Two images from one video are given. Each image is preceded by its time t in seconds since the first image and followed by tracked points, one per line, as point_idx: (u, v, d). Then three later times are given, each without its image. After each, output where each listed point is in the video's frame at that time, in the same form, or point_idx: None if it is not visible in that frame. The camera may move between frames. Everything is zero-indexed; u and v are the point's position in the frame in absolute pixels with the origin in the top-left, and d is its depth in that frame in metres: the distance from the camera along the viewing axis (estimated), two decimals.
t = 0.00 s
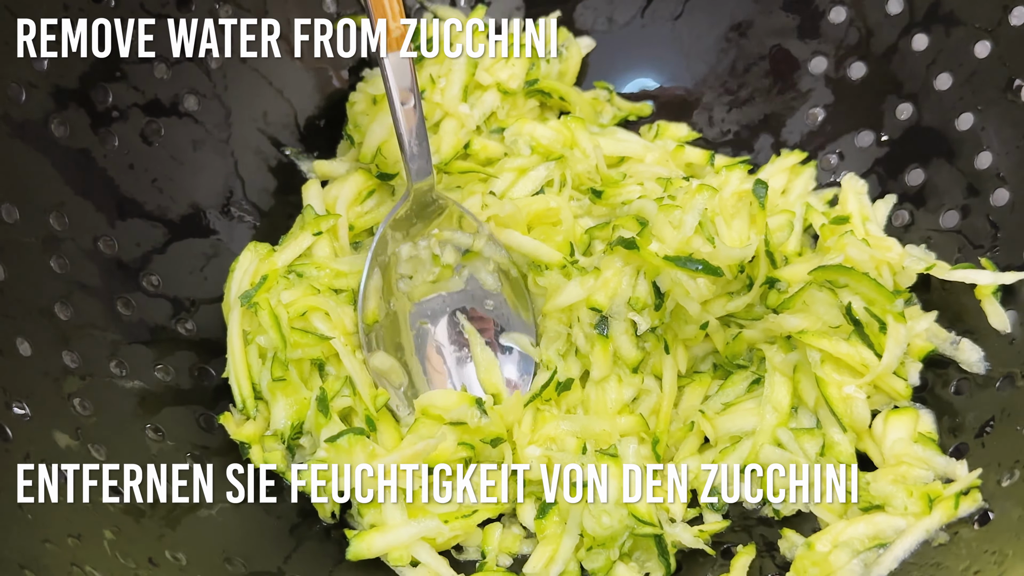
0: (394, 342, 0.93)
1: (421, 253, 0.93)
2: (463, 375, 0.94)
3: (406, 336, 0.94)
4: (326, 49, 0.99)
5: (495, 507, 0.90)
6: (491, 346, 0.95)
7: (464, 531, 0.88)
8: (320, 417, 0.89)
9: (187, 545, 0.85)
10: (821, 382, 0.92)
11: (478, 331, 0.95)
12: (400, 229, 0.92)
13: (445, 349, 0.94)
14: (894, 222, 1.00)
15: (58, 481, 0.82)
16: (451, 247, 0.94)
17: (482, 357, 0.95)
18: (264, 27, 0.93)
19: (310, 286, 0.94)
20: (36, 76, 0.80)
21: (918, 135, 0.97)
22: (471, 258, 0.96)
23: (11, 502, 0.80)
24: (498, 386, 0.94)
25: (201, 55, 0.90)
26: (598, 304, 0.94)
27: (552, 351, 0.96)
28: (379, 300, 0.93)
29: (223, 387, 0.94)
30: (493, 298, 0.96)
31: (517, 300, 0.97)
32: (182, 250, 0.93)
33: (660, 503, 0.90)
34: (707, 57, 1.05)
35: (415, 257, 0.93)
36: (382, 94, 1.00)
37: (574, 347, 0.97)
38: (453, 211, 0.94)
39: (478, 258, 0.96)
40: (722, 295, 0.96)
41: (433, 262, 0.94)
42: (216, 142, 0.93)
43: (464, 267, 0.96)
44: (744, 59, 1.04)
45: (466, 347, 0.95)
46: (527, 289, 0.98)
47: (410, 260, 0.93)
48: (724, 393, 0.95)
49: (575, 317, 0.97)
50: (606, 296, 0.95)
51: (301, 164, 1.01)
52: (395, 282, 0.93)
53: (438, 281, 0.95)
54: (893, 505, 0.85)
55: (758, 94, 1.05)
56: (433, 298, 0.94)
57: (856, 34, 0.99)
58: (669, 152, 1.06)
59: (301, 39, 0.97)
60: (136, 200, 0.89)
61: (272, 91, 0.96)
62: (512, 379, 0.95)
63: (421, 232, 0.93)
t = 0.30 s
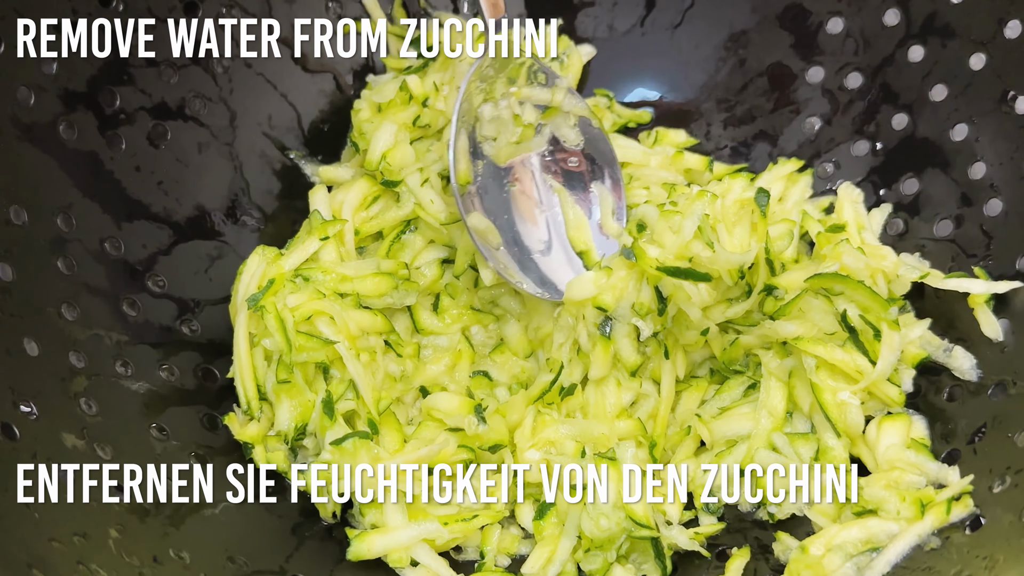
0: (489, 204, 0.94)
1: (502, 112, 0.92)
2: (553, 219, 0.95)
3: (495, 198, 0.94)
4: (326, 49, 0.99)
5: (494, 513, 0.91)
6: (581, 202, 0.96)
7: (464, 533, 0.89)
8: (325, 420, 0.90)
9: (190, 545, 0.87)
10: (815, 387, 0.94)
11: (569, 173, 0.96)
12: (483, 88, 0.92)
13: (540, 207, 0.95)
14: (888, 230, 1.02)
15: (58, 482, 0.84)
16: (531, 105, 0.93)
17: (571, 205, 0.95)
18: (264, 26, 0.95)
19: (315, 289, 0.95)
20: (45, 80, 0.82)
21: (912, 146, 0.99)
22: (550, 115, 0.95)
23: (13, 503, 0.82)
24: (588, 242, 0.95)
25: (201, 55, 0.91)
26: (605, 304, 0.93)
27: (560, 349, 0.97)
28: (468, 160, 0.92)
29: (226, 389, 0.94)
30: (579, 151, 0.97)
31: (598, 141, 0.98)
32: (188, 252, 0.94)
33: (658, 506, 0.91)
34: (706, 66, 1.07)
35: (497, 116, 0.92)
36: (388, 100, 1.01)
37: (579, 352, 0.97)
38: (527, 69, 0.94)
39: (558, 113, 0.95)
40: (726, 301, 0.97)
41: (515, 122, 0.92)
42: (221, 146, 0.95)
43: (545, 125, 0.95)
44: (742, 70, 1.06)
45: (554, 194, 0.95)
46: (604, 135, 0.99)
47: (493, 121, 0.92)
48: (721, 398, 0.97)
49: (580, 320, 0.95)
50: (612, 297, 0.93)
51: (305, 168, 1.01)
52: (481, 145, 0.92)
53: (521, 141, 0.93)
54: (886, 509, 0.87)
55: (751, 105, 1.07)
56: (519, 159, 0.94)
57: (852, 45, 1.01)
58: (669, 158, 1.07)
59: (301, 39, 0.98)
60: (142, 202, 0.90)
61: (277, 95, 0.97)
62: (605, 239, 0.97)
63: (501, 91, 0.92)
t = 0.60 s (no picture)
0: (524, 256, 1.00)
1: (531, 168, 0.98)
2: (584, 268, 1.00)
3: (527, 251, 0.99)
4: (326, 49, 1.02)
5: (492, 514, 0.92)
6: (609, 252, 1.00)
7: (463, 533, 0.90)
8: (326, 421, 0.92)
9: (191, 542, 0.88)
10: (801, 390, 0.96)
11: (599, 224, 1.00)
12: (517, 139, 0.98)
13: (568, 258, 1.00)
14: (885, 237, 1.03)
15: (58, 481, 0.85)
16: (559, 160, 0.99)
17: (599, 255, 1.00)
18: (265, 27, 0.97)
19: (315, 291, 0.96)
20: (53, 83, 0.84)
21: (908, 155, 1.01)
22: (577, 169, 0.99)
23: (12, 503, 0.83)
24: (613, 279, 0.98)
25: (201, 55, 0.93)
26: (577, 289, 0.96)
27: (561, 339, 0.98)
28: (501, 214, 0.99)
29: (228, 389, 0.95)
30: (605, 206, 1.01)
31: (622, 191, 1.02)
32: (192, 253, 0.95)
33: (653, 509, 0.92)
34: (704, 73, 1.10)
35: (528, 172, 0.98)
36: (386, 103, 1.03)
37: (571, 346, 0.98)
38: (558, 130, 0.99)
39: (583, 167, 1.00)
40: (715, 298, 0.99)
41: (544, 176, 0.98)
42: (226, 149, 0.96)
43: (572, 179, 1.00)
44: (739, 78, 1.08)
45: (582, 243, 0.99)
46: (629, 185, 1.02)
47: (524, 175, 0.98)
48: (719, 405, 0.98)
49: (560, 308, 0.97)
50: (583, 282, 0.97)
51: (307, 170, 1.03)
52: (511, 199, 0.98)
53: (550, 194, 0.98)
54: (879, 512, 0.87)
55: (748, 114, 1.09)
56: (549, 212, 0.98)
57: (848, 54, 1.03)
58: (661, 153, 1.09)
59: (301, 39, 1.00)
60: (147, 203, 0.91)
61: (281, 99, 0.99)
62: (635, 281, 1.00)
63: (531, 148, 0.99)
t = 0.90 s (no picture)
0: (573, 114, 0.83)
1: (577, 22, 0.84)
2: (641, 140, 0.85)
3: (582, 115, 0.83)
4: (326, 49, 1.01)
5: (528, 515, 0.93)
6: (670, 111, 0.87)
7: (501, 535, 0.91)
8: (365, 426, 0.93)
9: (238, 547, 0.88)
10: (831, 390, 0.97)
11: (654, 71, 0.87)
12: None
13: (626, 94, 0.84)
14: (910, 237, 1.05)
15: (58, 481, 0.83)
16: (606, 13, 0.85)
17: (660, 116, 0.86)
18: (264, 27, 0.96)
19: (351, 297, 0.97)
20: (88, 94, 0.84)
21: (930, 154, 1.02)
22: (626, 23, 0.86)
23: (12, 505, 0.81)
24: (679, 151, 0.87)
25: (201, 55, 0.91)
26: (625, 296, 0.99)
27: (591, 344, 1.01)
28: (550, 79, 0.83)
29: (263, 394, 0.97)
30: (655, 59, 0.88)
31: (672, 34, 0.90)
32: (224, 262, 0.96)
33: (687, 508, 0.93)
34: (725, 78, 1.10)
35: (573, 28, 0.84)
36: (416, 112, 1.04)
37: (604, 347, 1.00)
38: None
39: (632, 21, 0.87)
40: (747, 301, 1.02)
41: (590, 33, 0.84)
42: (257, 158, 0.97)
43: (620, 37, 0.86)
44: (762, 79, 1.09)
45: (639, 104, 0.85)
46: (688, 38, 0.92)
47: (569, 33, 0.84)
48: (749, 404, 0.99)
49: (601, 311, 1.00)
50: (632, 291, 0.99)
51: (336, 178, 1.05)
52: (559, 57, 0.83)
53: (598, 55, 0.83)
54: (915, 509, 0.88)
55: (770, 117, 1.10)
56: (603, 69, 0.83)
57: (870, 57, 1.04)
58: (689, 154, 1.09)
59: (301, 39, 0.99)
60: (182, 214, 0.92)
61: (309, 108, 1.01)
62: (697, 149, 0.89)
63: None
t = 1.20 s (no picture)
0: (592, 156, 1.11)
1: (605, 74, 1.09)
2: (648, 174, 1.14)
3: (596, 149, 1.11)
4: (326, 49, 1.02)
5: (527, 514, 0.93)
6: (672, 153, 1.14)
7: (498, 533, 0.92)
8: (365, 424, 0.94)
9: (238, 542, 0.89)
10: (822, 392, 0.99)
11: (667, 135, 1.14)
12: (590, 54, 1.07)
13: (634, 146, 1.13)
14: (905, 241, 1.07)
15: (58, 481, 0.82)
16: (631, 67, 1.09)
17: (665, 158, 1.14)
18: (264, 26, 0.96)
19: (351, 297, 0.98)
20: (96, 96, 0.85)
21: (926, 159, 1.04)
22: (647, 75, 1.12)
23: (11, 505, 0.79)
24: (676, 187, 1.14)
25: (201, 55, 0.91)
26: (619, 299, 1.00)
27: (588, 347, 1.03)
28: (574, 119, 1.09)
29: (264, 390, 0.98)
30: (670, 110, 1.14)
31: (689, 100, 1.14)
32: (228, 262, 0.98)
33: (684, 508, 0.93)
34: (724, 84, 1.15)
35: (601, 79, 1.09)
36: (416, 115, 1.07)
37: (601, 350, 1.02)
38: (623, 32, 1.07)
39: (653, 74, 1.12)
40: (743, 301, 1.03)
41: (615, 83, 1.09)
42: (261, 159, 0.99)
43: (642, 85, 1.12)
44: (762, 85, 1.14)
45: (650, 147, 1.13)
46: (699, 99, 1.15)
47: (597, 83, 1.09)
48: (744, 405, 1.00)
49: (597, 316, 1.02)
50: (626, 293, 1.00)
51: (339, 180, 1.07)
52: (585, 105, 1.10)
53: (620, 99, 1.11)
54: (908, 509, 0.89)
55: (775, 121, 1.14)
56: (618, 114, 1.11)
57: (866, 64, 1.07)
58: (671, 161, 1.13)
59: (301, 39, 1.00)
60: (186, 214, 0.94)
61: (313, 111, 1.03)
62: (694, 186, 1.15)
63: (606, 55, 1.08)
